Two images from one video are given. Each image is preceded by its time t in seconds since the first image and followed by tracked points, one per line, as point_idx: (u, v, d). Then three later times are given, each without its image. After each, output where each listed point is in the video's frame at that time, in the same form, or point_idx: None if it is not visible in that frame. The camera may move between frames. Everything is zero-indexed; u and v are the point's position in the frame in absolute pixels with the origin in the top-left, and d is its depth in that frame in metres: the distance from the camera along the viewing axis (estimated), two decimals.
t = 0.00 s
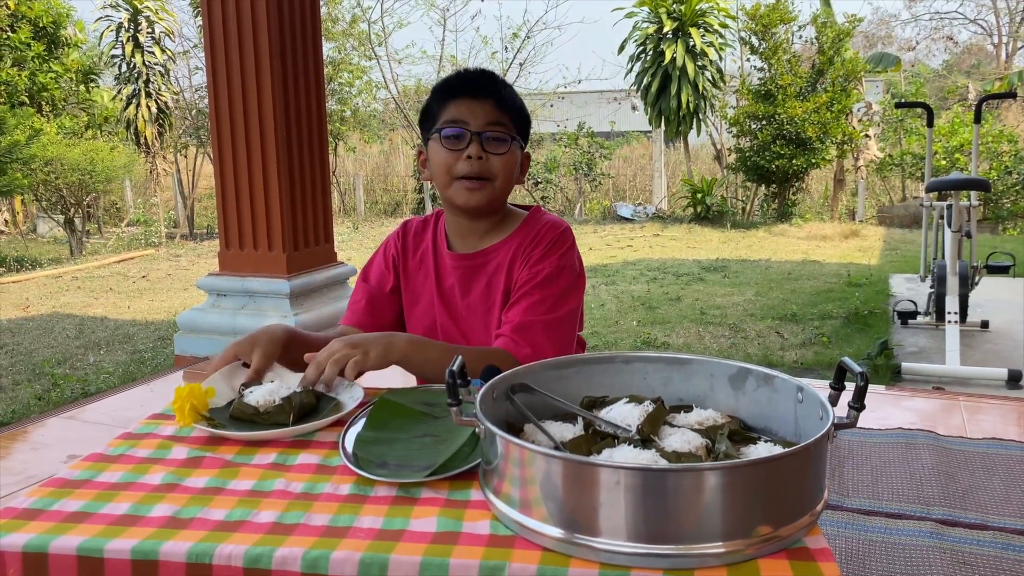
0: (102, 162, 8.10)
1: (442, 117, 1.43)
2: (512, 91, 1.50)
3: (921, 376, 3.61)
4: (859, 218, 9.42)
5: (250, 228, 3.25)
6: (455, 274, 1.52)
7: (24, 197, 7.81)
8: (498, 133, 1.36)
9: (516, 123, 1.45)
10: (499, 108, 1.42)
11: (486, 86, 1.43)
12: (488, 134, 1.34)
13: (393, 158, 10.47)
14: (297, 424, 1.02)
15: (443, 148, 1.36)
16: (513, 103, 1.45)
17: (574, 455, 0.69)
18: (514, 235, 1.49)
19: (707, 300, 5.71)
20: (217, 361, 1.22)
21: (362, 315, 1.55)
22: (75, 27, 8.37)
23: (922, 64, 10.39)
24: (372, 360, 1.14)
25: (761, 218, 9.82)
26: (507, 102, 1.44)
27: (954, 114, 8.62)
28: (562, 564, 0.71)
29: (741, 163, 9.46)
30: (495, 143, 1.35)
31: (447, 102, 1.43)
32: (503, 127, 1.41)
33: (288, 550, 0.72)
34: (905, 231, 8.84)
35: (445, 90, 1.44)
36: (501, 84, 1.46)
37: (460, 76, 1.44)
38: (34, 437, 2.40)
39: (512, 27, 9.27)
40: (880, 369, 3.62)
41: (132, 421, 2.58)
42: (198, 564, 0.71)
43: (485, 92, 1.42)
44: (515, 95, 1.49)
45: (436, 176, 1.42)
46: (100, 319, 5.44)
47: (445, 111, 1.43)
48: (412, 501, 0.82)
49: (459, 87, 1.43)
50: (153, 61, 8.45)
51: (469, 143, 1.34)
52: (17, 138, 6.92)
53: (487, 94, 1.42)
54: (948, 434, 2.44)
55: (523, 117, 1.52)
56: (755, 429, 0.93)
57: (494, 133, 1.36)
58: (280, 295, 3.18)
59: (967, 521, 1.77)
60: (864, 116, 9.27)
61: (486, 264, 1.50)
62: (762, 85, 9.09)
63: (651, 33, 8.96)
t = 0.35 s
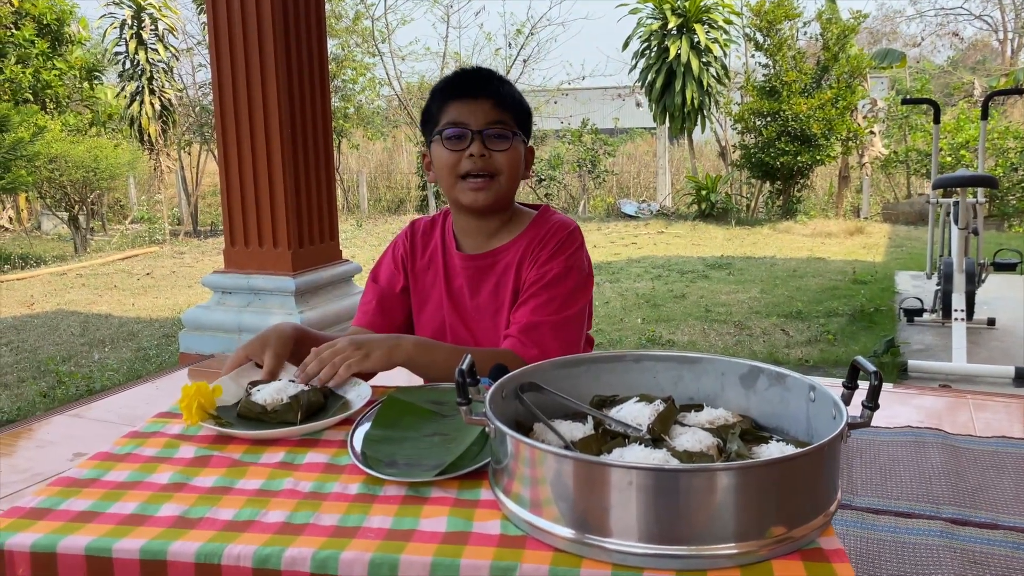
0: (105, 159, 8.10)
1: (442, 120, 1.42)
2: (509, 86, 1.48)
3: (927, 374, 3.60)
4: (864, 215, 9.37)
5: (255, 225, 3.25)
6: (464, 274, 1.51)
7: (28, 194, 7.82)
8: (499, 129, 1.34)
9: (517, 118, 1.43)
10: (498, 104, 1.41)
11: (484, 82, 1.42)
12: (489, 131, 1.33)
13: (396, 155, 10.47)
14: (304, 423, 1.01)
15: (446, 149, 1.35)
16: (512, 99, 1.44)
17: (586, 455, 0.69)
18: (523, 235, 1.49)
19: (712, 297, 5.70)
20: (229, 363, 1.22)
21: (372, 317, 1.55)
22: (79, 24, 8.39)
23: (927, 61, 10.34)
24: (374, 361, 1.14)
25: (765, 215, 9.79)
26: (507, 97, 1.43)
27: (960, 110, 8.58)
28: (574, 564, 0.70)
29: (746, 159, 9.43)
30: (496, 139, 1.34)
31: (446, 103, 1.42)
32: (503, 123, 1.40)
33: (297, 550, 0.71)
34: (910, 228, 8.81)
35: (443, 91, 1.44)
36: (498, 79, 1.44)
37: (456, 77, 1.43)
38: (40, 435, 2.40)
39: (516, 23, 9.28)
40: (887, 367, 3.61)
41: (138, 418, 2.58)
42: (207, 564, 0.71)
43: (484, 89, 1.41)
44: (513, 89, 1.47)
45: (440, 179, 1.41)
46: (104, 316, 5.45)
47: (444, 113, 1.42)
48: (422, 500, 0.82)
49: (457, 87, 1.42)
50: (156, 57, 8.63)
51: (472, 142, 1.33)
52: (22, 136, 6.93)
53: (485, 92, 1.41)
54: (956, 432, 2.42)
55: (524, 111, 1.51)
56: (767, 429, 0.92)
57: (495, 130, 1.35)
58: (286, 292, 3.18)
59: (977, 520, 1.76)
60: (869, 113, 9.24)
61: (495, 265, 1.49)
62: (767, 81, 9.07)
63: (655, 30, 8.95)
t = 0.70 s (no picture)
0: (110, 155, 8.11)
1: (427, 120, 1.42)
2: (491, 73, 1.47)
3: (933, 372, 3.58)
4: (868, 212, 9.34)
5: (259, 221, 3.24)
6: (470, 272, 1.50)
7: (33, 189, 7.83)
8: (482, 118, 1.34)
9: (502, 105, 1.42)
10: (479, 93, 1.40)
11: (462, 74, 1.40)
12: (473, 122, 1.33)
13: (400, 151, 10.46)
14: (310, 419, 1.01)
15: (433, 149, 1.35)
16: (494, 85, 1.42)
17: (594, 453, 0.68)
18: (529, 232, 1.47)
19: (717, 294, 5.68)
20: (232, 358, 1.22)
21: (378, 315, 1.54)
22: (84, 20, 8.42)
23: (932, 58, 10.30)
24: (377, 362, 1.14)
25: (770, 212, 9.76)
26: (488, 85, 1.41)
27: (967, 107, 8.53)
28: (582, 563, 0.69)
29: (751, 156, 9.39)
30: (480, 129, 1.33)
31: (430, 102, 1.41)
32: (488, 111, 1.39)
33: (302, 547, 0.70)
34: (915, 226, 8.77)
35: (426, 90, 1.43)
36: (478, 68, 1.43)
37: (436, 74, 1.42)
38: (45, 430, 2.40)
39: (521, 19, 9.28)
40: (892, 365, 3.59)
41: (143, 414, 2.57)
42: (211, 561, 0.70)
43: (464, 81, 1.40)
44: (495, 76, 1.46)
45: (433, 179, 1.41)
46: (108, 312, 5.45)
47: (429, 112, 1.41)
48: (428, 497, 0.81)
49: (438, 83, 1.41)
50: (161, 54, 8.53)
51: (455, 136, 1.33)
52: (27, 131, 6.96)
53: (465, 83, 1.40)
54: (963, 430, 2.41)
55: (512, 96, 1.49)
56: (777, 426, 0.91)
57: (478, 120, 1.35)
58: (290, 288, 3.18)
59: (985, 519, 1.75)
60: (874, 110, 9.20)
61: (501, 263, 1.48)
62: (772, 78, 9.05)
63: (659, 26, 9.02)
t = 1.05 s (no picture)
0: (114, 149, 8.11)
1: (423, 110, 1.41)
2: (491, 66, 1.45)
3: (939, 372, 3.56)
4: (873, 212, 9.31)
5: (263, 216, 3.23)
6: (469, 268, 1.48)
7: (37, 183, 7.84)
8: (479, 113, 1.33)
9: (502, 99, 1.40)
10: (478, 87, 1.37)
11: (461, 67, 1.39)
12: (470, 116, 1.32)
13: (405, 148, 10.43)
14: (310, 415, 0.99)
15: (429, 143, 1.34)
16: (493, 79, 1.40)
17: (600, 451, 0.66)
18: (529, 228, 1.46)
19: (721, 292, 5.66)
20: (228, 357, 1.20)
21: (377, 312, 1.53)
22: (88, 14, 8.45)
23: (938, 57, 10.26)
24: (378, 357, 1.12)
25: (774, 211, 9.73)
26: (488, 79, 1.39)
27: (973, 107, 8.49)
28: (588, 564, 0.68)
29: (755, 155, 9.36)
30: (477, 124, 1.32)
31: (427, 93, 1.39)
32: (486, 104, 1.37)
33: (303, 545, 0.69)
34: (920, 225, 8.75)
35: (423, 83, 1.41)
36: (477, 62, 1.41)
37: (434, 67, 1.40)
38: (46, 424, 2.39)
39: (526, 16, 9.30)
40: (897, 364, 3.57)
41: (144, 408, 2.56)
42: (209, 559, 0.69)
43: (463, 75, 1.38)
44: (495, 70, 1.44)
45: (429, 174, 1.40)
46: (111, 306, 5.45)
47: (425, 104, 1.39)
48: (431, 495, 0.79)
49: (436, 76, 1.39)
50: (166, 49, 8.48)
51: (452, 129, 1.32)
52: (31, 126, 6.96)
53: (464, 77, 1.38)
54: (970, 430, 2.39)
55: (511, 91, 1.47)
56: (785, 425, 0.90)
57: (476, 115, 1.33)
58: (293, 283, 3.16)
59: (994, 521, 1.73)
60: (879, 109, 9.16)
61: (501, 258, 1.46)
62: (777, 76, 9.01)
63: (665, 24, 8.92)
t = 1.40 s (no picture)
0: (120, 143, 8.12)
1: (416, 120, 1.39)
2: (484, 61, 1.37)
3: (947, 374, 3.53)
4: (879, 212, 9.25)
5: (268, 211, 3.22)
6: (477, 260, 1.47)
7: (43, 176, 7.86)
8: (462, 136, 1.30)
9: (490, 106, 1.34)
10: (463, 99, 1.32)
11: (446, 77, 1.33)
12: (452, 143, 1.29)
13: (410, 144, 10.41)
14: (317, 410, 0.98)
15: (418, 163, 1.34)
16: (484, 85, 1.34)
17: (612, 450, 0.65)
18: (537, 222, 1.44)
19: (727, 292, 5.64)
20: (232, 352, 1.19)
21: (385, 301, 1.52)
22: (96, 9, 8.49)
23: (947, 58, 10.19)
24: (384, 353, 1.11)
25: (780, 211, 9.69)
26: (475, 89, 1.33)
27: (982, 107, 8.44)
28: (599, 565, 0.66)
29: (762, 154, 9.31)
30: (460, 149, 1.30)
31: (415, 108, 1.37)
32: (470, 117, 1.32)
33: (309, 543, 0.68)
34: (927, 227, 8.69)
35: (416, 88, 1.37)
36: (465, 66, 1.34)
37: (424, 73, 1.35)
38: (50, 417, 2.39)
39: (533, 13, 9.31)
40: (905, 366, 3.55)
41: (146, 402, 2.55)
42: (214, 556, 0.68)
43: (449, 86, 1.32)
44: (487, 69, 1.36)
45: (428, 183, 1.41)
46: (116, 300, 5.45)
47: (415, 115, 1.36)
48: (439, 493, 0.78)
49: (424, 85, 1.34)
50: (172, 42, 8.60)
51: (435, 157, 1.31)
52: (38, 118, 6.98)
53: (444, 93, 1.32)
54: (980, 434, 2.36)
55: (505, 83, 1.39)
56: (799, 426, 0.88)
57: (461, 138, 1.31)
58: (298, 278, 3.15)
59: (1005, 525, 1.71)
60: (887, 109, 9.10)
61: (508, 252, 1.45)
62: (785, 75, 8.97)
63: (673, 22, 8.96)
